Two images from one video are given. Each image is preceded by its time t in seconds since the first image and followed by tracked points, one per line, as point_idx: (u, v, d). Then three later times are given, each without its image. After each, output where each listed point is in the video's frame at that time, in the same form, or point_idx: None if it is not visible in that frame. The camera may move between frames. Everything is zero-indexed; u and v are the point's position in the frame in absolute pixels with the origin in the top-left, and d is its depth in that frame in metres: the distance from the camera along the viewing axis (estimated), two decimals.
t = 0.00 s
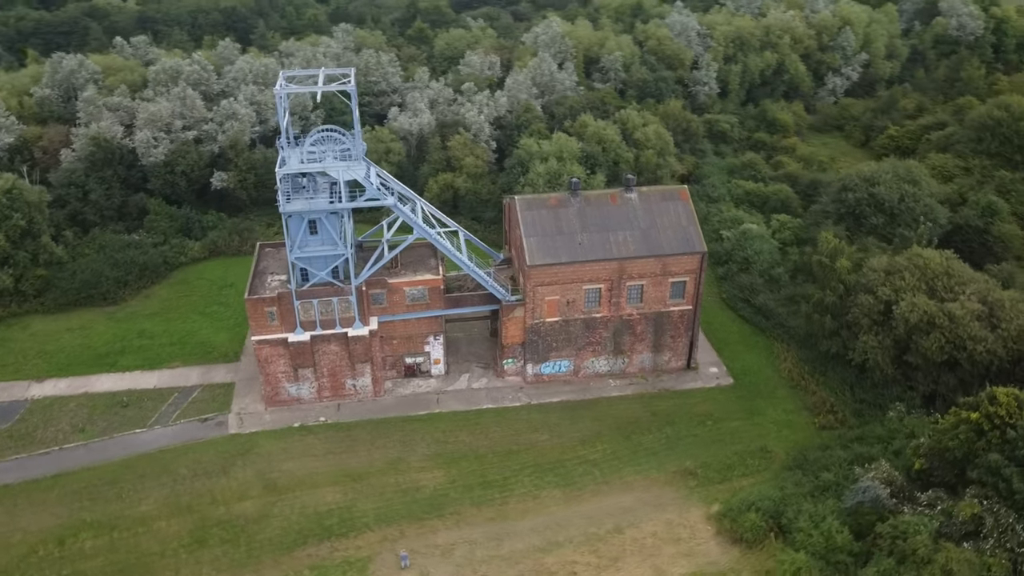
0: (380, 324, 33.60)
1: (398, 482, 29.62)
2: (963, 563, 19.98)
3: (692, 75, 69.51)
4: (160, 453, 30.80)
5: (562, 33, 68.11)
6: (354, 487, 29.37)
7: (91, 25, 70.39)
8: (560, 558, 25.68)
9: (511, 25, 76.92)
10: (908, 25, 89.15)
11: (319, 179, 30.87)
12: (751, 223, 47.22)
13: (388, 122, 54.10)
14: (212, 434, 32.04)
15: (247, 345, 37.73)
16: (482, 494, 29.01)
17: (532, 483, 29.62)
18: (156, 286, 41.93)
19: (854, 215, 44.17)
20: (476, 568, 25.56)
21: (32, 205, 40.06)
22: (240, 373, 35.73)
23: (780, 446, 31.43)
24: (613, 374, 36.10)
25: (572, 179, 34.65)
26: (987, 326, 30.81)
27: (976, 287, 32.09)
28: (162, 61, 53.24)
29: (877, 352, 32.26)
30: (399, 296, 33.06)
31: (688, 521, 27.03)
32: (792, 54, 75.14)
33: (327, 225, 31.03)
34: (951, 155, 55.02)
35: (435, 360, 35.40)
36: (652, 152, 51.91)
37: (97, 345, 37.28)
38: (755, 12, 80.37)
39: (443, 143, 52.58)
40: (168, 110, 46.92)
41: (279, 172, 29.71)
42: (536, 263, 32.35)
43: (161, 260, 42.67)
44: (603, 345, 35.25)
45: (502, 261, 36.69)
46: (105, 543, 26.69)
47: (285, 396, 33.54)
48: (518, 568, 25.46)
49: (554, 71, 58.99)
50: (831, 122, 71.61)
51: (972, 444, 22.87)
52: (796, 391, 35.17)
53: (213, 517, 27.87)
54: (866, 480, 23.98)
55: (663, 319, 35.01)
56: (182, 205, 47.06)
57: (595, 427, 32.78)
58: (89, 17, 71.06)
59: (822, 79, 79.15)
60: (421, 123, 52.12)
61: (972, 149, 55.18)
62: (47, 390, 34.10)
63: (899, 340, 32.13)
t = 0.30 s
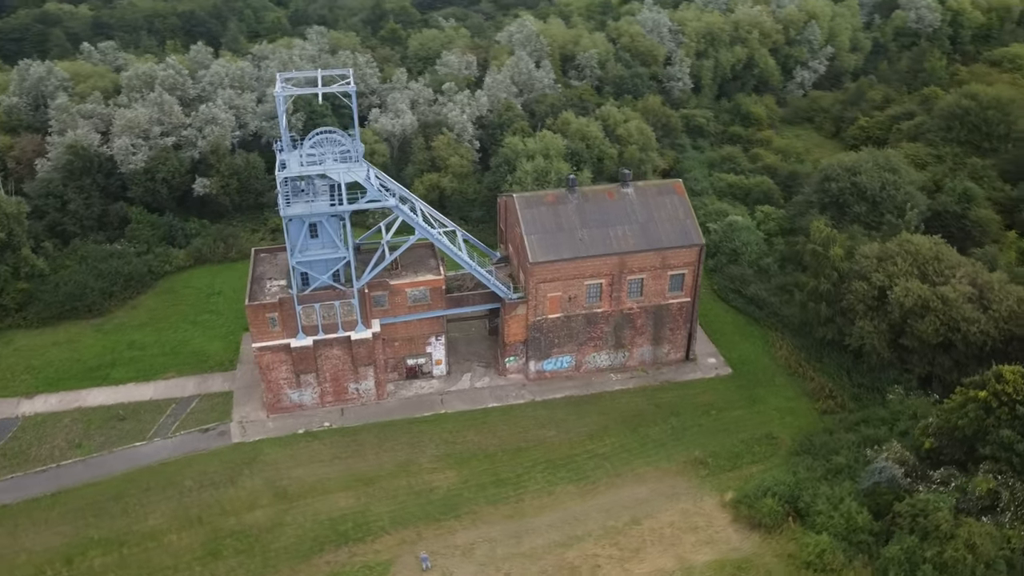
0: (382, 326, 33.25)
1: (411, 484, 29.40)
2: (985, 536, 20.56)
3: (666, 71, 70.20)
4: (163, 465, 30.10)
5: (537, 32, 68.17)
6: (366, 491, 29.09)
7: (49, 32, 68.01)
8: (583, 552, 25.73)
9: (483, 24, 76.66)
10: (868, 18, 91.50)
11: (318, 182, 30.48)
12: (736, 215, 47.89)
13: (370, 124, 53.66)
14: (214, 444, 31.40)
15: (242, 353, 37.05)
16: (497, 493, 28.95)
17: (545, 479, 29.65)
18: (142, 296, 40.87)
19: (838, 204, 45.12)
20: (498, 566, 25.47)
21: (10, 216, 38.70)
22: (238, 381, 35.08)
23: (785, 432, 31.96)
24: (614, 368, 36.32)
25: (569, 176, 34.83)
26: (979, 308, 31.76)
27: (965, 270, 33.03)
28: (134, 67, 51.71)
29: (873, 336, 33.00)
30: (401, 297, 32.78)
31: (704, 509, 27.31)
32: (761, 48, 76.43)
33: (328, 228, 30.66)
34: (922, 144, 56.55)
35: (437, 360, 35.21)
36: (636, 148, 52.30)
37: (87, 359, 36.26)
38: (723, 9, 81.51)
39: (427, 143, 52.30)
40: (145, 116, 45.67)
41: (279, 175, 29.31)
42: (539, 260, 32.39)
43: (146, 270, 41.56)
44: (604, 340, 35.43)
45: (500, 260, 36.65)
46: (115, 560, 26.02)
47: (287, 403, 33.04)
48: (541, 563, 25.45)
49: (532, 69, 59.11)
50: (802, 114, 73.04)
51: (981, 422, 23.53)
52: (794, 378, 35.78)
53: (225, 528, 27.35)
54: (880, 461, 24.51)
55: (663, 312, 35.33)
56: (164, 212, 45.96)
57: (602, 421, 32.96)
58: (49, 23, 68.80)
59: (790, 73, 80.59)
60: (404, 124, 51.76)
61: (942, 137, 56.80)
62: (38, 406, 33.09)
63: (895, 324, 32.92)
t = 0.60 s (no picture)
0: (385, 330, 33.00)
1: (424, 487, 29.27)
2: (1003, 511, 21.23)
3: (640, 68, 70.84)
4: (168, 479, 29.48)
5: (512, 31, 68.18)
6: (380, 496, 28.88)
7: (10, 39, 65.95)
8: (604, 546, 25.88)
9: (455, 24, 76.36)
10: (831, 14, 93.62)
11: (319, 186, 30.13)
12: (722, 209, 48.56)
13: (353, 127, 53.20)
14: (220, 455, 30.83)
15: (238, 362, 36.43)
16: (511, 491, 28.98)
17: (558, 475, 29.76)
18: (130, 307, 39.90)
19: (821, 195, 46.03)
20: (521, 565, 25.49)
21: None
22: (237, 391, 34.51)
23: (788, 420, 32.55)
24: (615, 363, 36.61)
25: (566, 173, 34.98)
26: (969, 291, 32.74)
27: (954, 256, 34.00)
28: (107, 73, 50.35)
29: (869, 323, 33.79)
30: (404, 300, 32.57)
31: (719, 499, 27.69)
32: (731, 44, 77.61)
33: (331, 232, 30.30)
34: (894, 135, 58.06)
35: (439, 362, 35.07)
36: (619, 145, 52.69)
37: (78, 373, 35.26)
38: (692, 6, 82.46)
39: (411, 145, 52.02)
40: (124, 124, 44.44)
41: (281, 180, 28.89)
42: (541, 258, 32.47)
43: (132, 281, 40.56)
44: (605, 335, 35.68)
45: (499, 260, 36.65)
46: None
47: (291, 410, 32.61)
48: (564, 560, 25.54)
49: (511, 69, 59.17)
50: (774, 108, 74.38)
51: (988, 401, 24.27)
52: (791, 366, 36.45)
53: (239, 540, 26.91)
54: (892, 443, 25.11)
55: (662, 305, 35.73)
56: (146, 221, 44.86)
57: (608, 416, 33.21)
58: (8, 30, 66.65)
59: (760, 68, 81.97)
60: (388, 127, 51.41)
61: (913, 128, 58.41)
62: (32, 424, 32.10)
63: (889, 310, 33.75)
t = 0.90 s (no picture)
0: (389, 333, 32.79)
1: (438, 489, 29.20)
2: (1016, 487, 21.92)
3: (614, 66, 71.38)
4: (175, 493, 28.94)
5: (487, 31, 68.09)
6: (395, 501, 28.73)
7: None
8: (624, 540, 26.13)
9: (428, 26, 76.03)
10: (794, 9, 95.57)
11: (320, 191, 29.83)
12: (707, 203, 49.25)
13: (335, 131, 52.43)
14: (226, 467, 30.34)
15: (236, 371, 35.83)
16: (525, 490, 29.08)
17: (570, 472, 29.96)
18: (118, 320, 38.94)
19: (804, 186, 46.97)
20: (543, 562, 25.61)
21: None
22: (238, 401, 33.98)
23: (790, 408, 33.20)
24: (615, 358, 36.95)
25: (563, 172, 35.17)
26: (957, 276, 33.79)
27: (940, 243, 35.05)
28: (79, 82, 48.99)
29: (862, 310, 34.66)
30: (407, 303, 32.39)
31: (731, 488, 28.15)
32: (701, 41, 78.73)
33: (333, 237, 30.03)
34: (866, 126, 59.59)
35: (442, 364, 34.98)
36: (602, 142, 53.12)
37: (71, 390, 34.28)
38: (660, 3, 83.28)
39: (395, 147, 51.71)
40: (103, 133, 43.50)
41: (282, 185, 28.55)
42: (544, 257, 32.60)
43: (119, 293, 39.52)
44: (605, 332, 35.99)
45: (496, 260, 36.71)
46: None
47: (296, 418, 32.20)
48: (585, 555, 25.72)
49: (489, 69, 59.21)
50: (745, 103, 75.66)
51: (991, 382, 25.09)
52: (787, 356, 37.18)
53: (255, 551, 26.55)
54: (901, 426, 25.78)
55: (660, 300, 36.17)
56: (129, 232, 43.73)
57: (613, 412, 33.51)
58: None
59: (729, 64, 83.22)
60: (371, 130, 51.05)
61: (883, 120, 60.04)
62: (27, 443, 31.17)
63: (881, 297, 34.66)
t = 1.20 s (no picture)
0: (392, 338, 32.62)
1: (452, 492, 29.17)
2: None
3: (589, 65, 71.84)
4: (184, 507, 28.44)
5: (462, 32, 67.87)
6: (409, 505, 28.63)
7: None
8: (643, 533, 26.44)
9: (399, 28, 75.58)
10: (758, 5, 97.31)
11: (322, 197, 29.50)
12: (692, 199, 49.94)
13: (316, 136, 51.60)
14: (234, 478, 29.89)
15: (234, 381, 35.26)
16: (539, 488, 29.23)
17: (582, 469, 30.18)
18: (108, 334, 38.00)
19: (786, 179, 47.91)
20: (565, 559, 25.79)
21: None
22: (239, 411, 33.49)
23: (790, 397, 33.87)
24: (615, 355, 37.30)
25: (559, 171, 35.37)
26: (944, 263, 34.87)
27: (926, 231, 36.12)
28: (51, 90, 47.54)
29: (854, 299, 35.57)
30: (410, 306, 32.21)
31: (742, 477, 28.67)
32: (672, 38, 79.72)
33: (336, 243, 29.73)
34: (838, 119, 61.09)
35: (444, 366, 34.90)
36: (586, 141, 53.53)
37: (65, 406, 33.32)
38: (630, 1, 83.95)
39: (379, 151, 51.38)
40: (81, 142, 42.26)
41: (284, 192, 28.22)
42: (545, 256, 32.76)
43: (107, 306, 38.52)
44: (605, 328, 36.32)
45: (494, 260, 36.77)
46: None
47: (301, 426, 31.83)
48: (607, 549, 25.96)
49: (467, 70, 59.17)
50: (717, 99, 76.85)
51: (991, 364, 25.95)
52: (781, 346, 37.92)
53: (273, 562, 26.24)
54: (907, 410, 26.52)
55: (658, 295, 36.62)
56: (112, 243, 42.66)
57: (618, 407, 33.82)
58: None
59: (699, 61, 84.33)
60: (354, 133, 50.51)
61: (854, 113, 61.63)
62: (24, 463, 30.27)
63: (872, 286, 35.60)
